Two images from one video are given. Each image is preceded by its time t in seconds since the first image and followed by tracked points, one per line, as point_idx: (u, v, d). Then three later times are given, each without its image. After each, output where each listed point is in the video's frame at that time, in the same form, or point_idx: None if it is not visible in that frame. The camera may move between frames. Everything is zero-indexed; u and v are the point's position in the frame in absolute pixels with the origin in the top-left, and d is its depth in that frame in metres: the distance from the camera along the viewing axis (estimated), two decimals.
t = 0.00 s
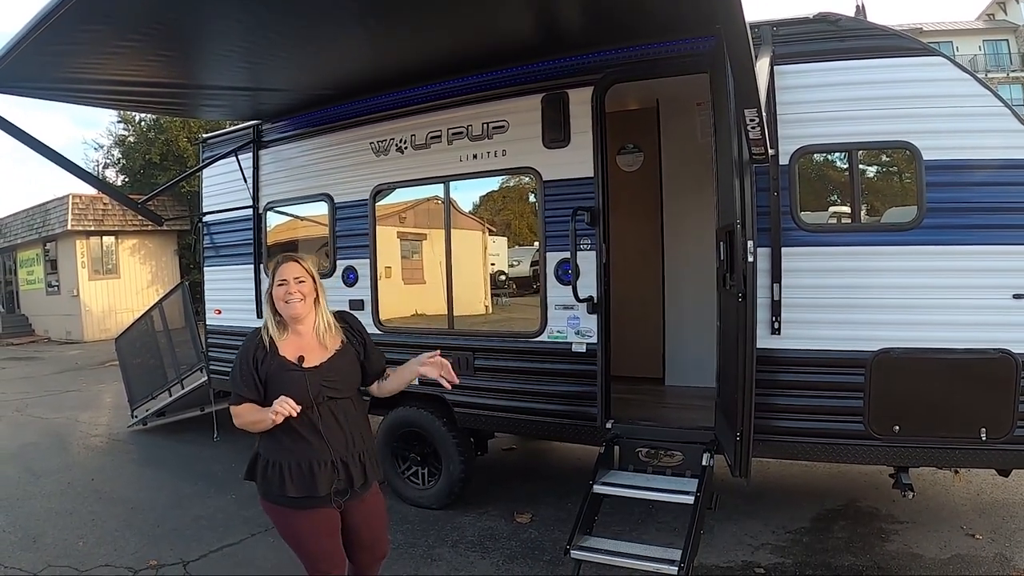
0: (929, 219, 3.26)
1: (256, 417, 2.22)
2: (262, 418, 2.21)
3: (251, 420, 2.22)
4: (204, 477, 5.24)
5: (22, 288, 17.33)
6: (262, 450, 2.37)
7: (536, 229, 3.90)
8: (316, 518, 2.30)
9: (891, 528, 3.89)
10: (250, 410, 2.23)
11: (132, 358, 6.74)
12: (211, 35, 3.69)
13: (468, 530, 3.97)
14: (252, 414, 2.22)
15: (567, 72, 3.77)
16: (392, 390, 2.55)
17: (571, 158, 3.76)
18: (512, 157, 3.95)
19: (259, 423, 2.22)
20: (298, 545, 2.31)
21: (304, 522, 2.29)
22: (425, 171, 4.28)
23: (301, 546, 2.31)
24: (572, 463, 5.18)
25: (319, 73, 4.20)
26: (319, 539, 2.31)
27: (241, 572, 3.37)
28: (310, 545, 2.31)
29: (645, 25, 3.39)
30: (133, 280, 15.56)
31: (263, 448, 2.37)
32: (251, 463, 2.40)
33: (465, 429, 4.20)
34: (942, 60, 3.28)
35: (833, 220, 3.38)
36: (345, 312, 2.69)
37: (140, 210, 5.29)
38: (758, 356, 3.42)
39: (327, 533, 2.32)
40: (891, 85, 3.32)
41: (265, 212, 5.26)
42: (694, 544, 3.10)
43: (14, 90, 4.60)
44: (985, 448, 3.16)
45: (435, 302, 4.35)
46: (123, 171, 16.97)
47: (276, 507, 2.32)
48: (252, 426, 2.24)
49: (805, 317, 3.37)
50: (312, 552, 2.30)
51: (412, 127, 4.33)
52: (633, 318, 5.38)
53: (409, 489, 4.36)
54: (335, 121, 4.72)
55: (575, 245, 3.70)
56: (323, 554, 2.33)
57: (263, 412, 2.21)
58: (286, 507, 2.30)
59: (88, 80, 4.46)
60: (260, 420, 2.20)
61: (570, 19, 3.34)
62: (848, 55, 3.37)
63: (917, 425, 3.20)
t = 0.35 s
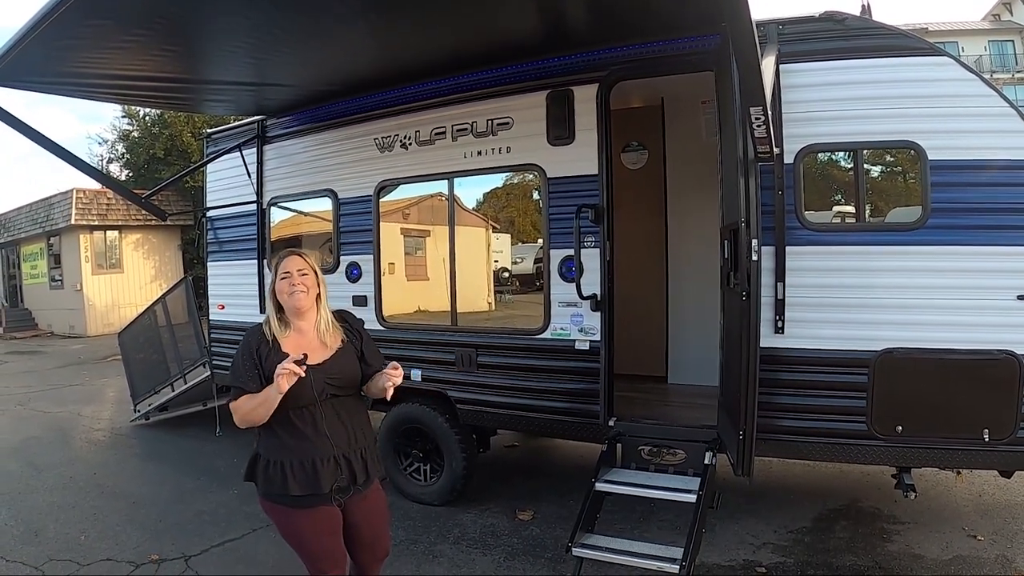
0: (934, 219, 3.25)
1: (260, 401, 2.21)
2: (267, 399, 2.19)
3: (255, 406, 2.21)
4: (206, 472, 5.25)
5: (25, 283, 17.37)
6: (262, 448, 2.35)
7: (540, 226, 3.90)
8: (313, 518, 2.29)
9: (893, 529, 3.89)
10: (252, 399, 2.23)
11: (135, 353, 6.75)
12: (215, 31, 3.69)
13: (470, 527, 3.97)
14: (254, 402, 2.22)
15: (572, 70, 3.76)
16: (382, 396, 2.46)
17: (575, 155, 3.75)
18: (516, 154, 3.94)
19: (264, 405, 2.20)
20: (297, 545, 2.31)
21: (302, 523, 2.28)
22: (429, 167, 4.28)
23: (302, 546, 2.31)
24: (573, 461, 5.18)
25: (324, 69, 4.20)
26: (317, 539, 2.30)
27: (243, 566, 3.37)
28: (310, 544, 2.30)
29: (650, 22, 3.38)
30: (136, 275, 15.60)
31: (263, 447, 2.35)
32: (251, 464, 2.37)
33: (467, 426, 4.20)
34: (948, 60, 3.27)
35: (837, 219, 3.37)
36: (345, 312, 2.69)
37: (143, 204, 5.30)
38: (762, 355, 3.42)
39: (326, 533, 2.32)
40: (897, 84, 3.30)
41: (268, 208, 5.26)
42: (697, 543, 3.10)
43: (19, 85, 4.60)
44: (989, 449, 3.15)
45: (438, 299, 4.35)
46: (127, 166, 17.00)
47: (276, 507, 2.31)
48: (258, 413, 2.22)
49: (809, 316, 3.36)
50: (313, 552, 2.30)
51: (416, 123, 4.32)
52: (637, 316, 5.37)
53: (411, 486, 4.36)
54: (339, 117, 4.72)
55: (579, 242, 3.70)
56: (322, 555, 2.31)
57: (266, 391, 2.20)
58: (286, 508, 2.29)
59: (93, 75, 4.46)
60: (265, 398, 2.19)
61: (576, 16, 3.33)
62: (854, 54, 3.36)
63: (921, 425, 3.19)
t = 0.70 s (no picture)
0: (933, 217, 3.24)
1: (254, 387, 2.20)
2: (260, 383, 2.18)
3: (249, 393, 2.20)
4: (204, 465, 5.25)
5: (24, 275, 17.35)
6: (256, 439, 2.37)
7: (539, 222, 3.89)
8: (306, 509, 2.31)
9: (889, 527, 3.89)
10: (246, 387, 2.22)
11: (132, 345, 6.74)
12: (215, 23, 3.68)
13: (467, 521, 3.98)
14: (249, 389, 2.21)
15: (572, 65, 3.76)
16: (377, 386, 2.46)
17: (575, 150, 3.74)
18: (515, 149, 3.93)
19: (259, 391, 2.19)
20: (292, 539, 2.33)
21: (296, 514, 2.31)
22: (429, 161, 4.27)
23: (299, 540, 2.33)
24: (571, 456, 5.19)
25: (324, 62, 4.19)
26: (313, 530, 2.32)
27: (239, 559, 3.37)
28: (305, 538, 2.32)
29: (651, 17, 3.38)
30: (135, 268, 15.59)
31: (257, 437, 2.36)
32: (246, 454, 2.39)
33: (464, 420, 4.20)
34: (949, 58, 3.26)
35: (837, 217, 3.36)
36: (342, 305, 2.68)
37: (142, 197, 5.29)
38: (760, 351, 3.42)
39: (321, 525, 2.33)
40: (897, 81, 3.30)
41: (267, 201, 5.25)
42: (693, 538, 3.10)
43: (17, 76, 4.59)
44: (986, 448, 3.15)
45: (436, 293, 4.35)
46: (126, 159, 16.97)
47: (271, 498, 2.33)
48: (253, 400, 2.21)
49: (807, 313, 3.36)
50: (310, 545, 2.32)
51: (416, 117, 4.32)
52: (635, 312, 5.37)
53: (410, 480, 4.35)
54: (339, 111, 4.71)
55: (577, 237, 3.70)
56: (318, 545, 2.34)
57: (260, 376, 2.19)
58: (278, 502, 2.32)
59: (92, 67, 4.45)
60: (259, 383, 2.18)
61: (577, 11, 3.32)
62: (855, 51, 3.35)
63: (917, 423, 3.20)
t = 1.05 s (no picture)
0: (931, 212, 3.24)
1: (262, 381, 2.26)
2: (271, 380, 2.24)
3: (256, 387, 2.25)
4: (203, 462, 5.24)
5: (22, 273, 17.33)
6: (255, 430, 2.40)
7: (537, 218, 3.89)
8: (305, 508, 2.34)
9: (887, 522, 3.90)
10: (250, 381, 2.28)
11: (131, 343, 6.73)
12: (213, 20, 3.68)
13: (466, 517, 3.98)
14: (254, 383, 2.27)
15: (570, 61, 3.75)
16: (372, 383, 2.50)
17: (573, 147, 3.74)
18: (513, 145, 3.93)
19: (266, 387, 2.25)
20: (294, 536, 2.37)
21: (297, 512, 2.34)
22: (426, 158, 4.27)
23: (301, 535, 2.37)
24: (570, 452, 5.19)
25: (321, 58, 4.18)
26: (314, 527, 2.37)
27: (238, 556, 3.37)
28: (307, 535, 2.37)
29: (649, 13, 3.37)
30: (133, 266, 15.58)
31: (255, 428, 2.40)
32: (246, 446, 2.43)
33: (463, 416, 4.20)
34: (947, 53, 3.26)
35: (835, 212, 3.36)
36: (343, 302, 2.70)
37: (140, 194, 5.28)
38: (758, 347, 3.42)
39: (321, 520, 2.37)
40: (895, 76, 3.30)
41: (265, 198, 5.25)
42: (691, 534, 3.10)
43: (15, 74, 4.58)
44: (983, 443, 3.16)
45: (434, 289, 4.35)
46: (123, 156, 16.93)
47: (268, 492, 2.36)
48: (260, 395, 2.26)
49: (805, 308, 3.36)
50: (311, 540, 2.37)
51: (413, 114, 4.31)
52: (632, 307, 5.37)
53: (409, 476, 4.35)
54: (336, 107, 4.70)
55: (575, 233, 3.70)
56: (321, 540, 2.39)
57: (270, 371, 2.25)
58: (276, 501, 2.34)
59: (89, 64, 4.44)
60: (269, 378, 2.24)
61: (575, 7, 3.32)
62: (853, 47, 3.35)
63: (915, 418, 3.20)
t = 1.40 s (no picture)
0: (928, 210, 3.25)
1: (279, 385, 2.46)
2: (288, 389, 2.45)
3: (271, 387, 2.45)
4: (202, 464, 5.24)
5: (19, 275, 17.31)
6: (263, 421, 2.56)
7: (534, 217, 3.89)
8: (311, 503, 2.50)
9: (886, 519, 3.90)
10: (267, 381, 2.47)
11: (129, 345, 6.73)
12: (208, 22, 3.68)
13: (464, 517, 3.98)
14: (271, 385, 2.46)
15: (565, 60, 3.76)
16: (378, 381, 2.70)
17: (570, 146, 3.74)
18: (510, 145, 3.93)
19: (283, 392, 2.45)
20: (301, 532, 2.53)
21: (301, 505, 2.49)
22: (423, 158, 4.27)
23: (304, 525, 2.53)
24: (569, 451, 5.20)
25: (317, 59, 4.19)
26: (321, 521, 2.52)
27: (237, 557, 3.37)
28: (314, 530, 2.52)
29: (644, 12, 3.37)
30: (131, 267, 15.56)
31: (264, 420, 2.56)
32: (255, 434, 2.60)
33: (461, 416, 4.20)
34: (942, 51, 3.27)
35: (832, 210, 3.36)
36: (352, 299, 2.87)
37: (137, 196, 5.27)
38: (755, 345, 3.42)
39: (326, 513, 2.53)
40: (891, 74, 3.30)
41: (262, 199, 5.25)
42: (690, 532, 3.10)
43: (11, 76, 4.58)
44: (980, 440, 3.16)
45: (432, 290, 4.35)
46: (120, 158, 16.91)
47: (274, 480, 2.51)
48: (275, 399, 2.46)
49: (801, 306, 3.37)
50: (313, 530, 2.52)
51: (410, 114, 4.31)
52: (629, 305, 5.36)
53: (406, 477, 4.35)
54: (333, 108, 4.70)
55: (572, 233, 3.70)
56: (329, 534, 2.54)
57: (289, 380, 2.46)
58: (282, 499, 2.51)
59: (86, 66, 4.44)
60: (289, 387, 2.44)
61: (571, 7, 3.32)
62: (848, 45, 3.36)
63: (912, 415, 3.21)
